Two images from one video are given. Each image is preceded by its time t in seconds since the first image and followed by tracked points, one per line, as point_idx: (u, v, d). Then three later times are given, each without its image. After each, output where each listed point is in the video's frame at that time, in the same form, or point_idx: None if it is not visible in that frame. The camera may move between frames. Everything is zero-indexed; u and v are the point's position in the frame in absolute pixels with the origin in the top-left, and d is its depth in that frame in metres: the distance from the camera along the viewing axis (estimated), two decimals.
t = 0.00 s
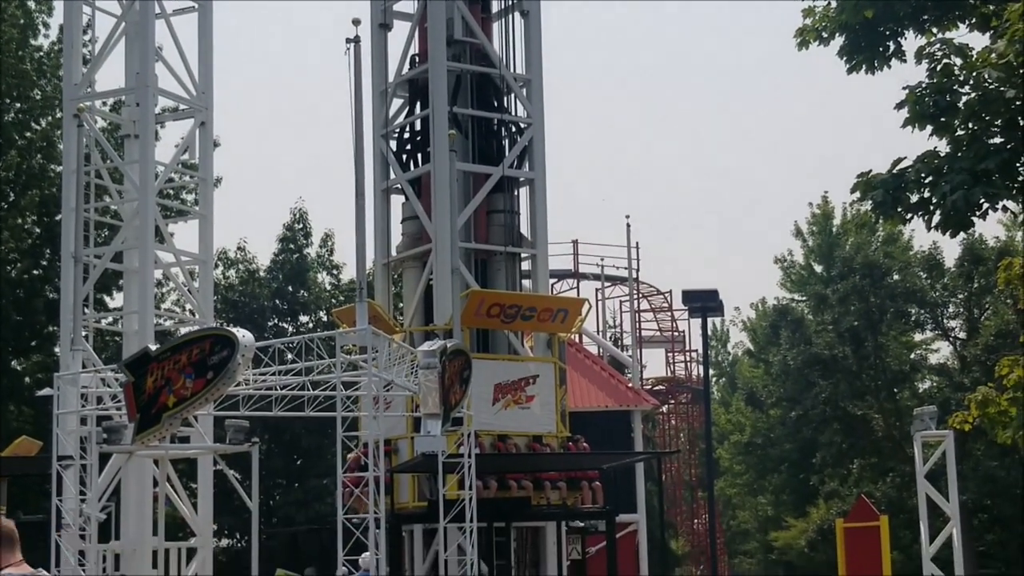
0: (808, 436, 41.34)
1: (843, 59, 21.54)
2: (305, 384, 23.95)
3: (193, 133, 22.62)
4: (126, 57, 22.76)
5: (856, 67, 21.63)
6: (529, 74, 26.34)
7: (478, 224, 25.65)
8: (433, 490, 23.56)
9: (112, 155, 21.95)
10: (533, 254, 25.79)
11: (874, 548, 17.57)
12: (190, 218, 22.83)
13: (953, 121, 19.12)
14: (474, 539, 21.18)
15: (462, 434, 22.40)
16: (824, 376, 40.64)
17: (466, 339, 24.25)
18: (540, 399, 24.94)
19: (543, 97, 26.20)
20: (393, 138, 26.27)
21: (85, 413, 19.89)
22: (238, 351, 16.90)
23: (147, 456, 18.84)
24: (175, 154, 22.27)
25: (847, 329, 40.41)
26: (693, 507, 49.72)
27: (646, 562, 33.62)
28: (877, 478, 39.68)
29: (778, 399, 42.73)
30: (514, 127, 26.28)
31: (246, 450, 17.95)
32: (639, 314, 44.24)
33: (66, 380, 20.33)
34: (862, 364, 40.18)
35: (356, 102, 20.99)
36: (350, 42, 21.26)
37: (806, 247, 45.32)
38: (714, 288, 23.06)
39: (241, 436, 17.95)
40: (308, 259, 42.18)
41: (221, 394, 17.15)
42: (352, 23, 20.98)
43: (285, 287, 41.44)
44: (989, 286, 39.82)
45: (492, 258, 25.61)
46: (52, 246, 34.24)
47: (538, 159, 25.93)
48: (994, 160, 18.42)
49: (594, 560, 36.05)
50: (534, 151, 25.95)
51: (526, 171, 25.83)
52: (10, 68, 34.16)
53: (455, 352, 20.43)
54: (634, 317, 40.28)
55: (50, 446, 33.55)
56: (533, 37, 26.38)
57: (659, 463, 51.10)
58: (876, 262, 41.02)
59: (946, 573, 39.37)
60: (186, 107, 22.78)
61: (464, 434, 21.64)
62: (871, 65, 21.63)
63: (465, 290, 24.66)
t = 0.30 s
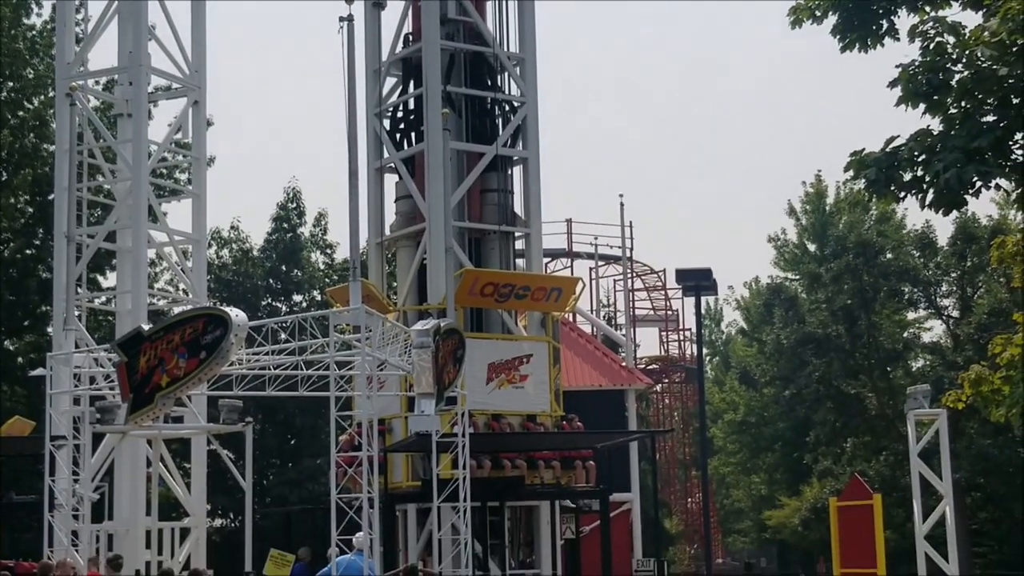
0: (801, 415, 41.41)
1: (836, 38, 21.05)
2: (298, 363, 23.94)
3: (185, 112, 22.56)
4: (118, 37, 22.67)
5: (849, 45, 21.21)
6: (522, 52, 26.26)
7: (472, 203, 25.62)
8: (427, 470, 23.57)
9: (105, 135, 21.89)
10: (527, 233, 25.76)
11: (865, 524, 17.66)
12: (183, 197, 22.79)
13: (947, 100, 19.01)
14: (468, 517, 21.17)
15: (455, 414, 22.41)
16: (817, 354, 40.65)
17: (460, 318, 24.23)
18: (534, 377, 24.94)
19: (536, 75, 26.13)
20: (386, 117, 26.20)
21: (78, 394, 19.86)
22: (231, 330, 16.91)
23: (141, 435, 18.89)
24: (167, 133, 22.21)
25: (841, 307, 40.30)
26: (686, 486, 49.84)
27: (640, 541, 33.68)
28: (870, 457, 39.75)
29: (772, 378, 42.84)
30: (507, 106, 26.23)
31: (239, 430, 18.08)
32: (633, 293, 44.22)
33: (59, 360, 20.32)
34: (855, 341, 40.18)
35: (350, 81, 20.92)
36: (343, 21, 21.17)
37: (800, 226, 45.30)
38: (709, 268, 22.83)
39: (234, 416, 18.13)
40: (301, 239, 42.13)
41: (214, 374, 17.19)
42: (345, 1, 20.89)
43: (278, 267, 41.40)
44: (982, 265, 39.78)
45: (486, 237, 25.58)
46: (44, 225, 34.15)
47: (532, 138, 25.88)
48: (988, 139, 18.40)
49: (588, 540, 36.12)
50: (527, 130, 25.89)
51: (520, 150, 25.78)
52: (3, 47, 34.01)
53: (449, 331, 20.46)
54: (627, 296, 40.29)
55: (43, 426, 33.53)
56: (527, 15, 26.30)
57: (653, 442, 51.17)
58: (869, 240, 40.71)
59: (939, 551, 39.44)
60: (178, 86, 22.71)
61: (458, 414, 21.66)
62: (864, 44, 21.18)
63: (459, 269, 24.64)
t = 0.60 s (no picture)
0: (791, 409, 41.49)
1: (824, 31, 20.94)
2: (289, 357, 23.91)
3: (175, 107, 22.51)
4: (108, 32, 22.64)
5: (838, 39, 21.01)
6: (512, 46, 26.24)
7: (462, 198, 25.62)
8: (418, 465, 23.56)
9: (94, 130, 21.82)
10: (517, 227, 25.76)
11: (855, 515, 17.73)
12: (172, 192, 22.75)
13: (936, 94, 19.05)
14: (459, 512, 21.23)
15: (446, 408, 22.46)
16: (808, 348, 41.05)
17: (450, 313, 24.22)
18: (524, 372, 24.94)
19: (526, 69, 26.10)
20: (376, 112, 26.16)
21: (68, 389, 19.82)
22: (221, 325, 16.92)
23: (132, 431, 18.88)
24: (157, 128, 22.17)
25: (830, 301, 40.61)
26: (677, 480, 49.94)
27: (631, 535, 33.71)
28: (860, 450, 39.81)
29: (763, 371, 43.00)
30: (497, 100, 26.23)
31: (229, 426, 18.08)
32: (623, 287, 44.25)
33: (50, 355, 20.27)
34: (845, 335, 40.55)
35: (339, 75, 20.89)
36: (334, 16, 21.15)
37: (790, 220, 45.35)
38: (699, 262, 22.70)
39: (224, 412, 18.10)
40: (292, 233, 42.10)
41: (204, 369, 17.16)
42: None
43: (268, 261, 41.35)
44: (971, 258, 39.79)
45: (476, 231, 25.58)
46: (34, 221, 34.06)
47: (522, 132, 25.86)
48: (976, 132, 18.42)
49: (579, 536, 36.11)
50: (517, 124, 25.88)
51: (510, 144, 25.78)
52: None
53: (439, 325, 20.45)
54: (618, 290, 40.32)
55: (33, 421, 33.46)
56: (517, 9, 26.29)
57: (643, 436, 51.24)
58: (860, 234, 40.91)
59: (930, 544, 39.54)
60: (168, 81, 22.66)
61: (449, 409, 21.65)
62: (853, 38, 21.01)
63: (450, 264, 24.62)
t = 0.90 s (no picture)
0: (785, 410, 41.52)
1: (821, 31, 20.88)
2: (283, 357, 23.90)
3: (170, 106, 22.50)
4: (104, 31, 22.63)
5: (834, 40, 20.97)
6: (508, 47, 26.25)
7: (457, 198, 25.62)
8: (413, 465, 23.55)
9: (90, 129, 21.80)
10: (512, 227, 25.76)
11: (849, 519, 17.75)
12: (167, 192, 22.73)
13: (931, 96, 19.06)
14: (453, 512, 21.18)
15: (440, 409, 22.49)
16: (802, 349, 41.01)
17: (445, 313, 24.21)
18: (519, 373, 24.96)
19: (521, 70, 26.11)
20: (371, 112, 26.15)
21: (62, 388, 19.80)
22: (215, 324, 16.90)
23: (126, 431, 18.86)
24: (152, 127, 22.15)
25: (825, 303, 40.42)
26: (671, 481, 49.95)
27: (624, 537, 33.70)
28: (854, 452, 39.81)
29: (757, 373, 43.03)
30: (493, 101, 26.23)
31: (223, 425, 18.05)
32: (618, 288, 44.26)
33: (44, 354, 20.25)
34: (840, 337, 40.52)
35: (335, 74, 20.88)
36: (330, 16, 21.15)
37: (785, 221, 45.40)
38: (694, 263, 22.67)
39: (218, 411, 18.09)
40: (286, 233, 42.08)
41: (198, 369, 17.14)
42: None
43: (263, 261, 41.31)
44: (966, 260, 39.86)
45: (471, 232, 25.58)
46: (28, 219, 34.01)
47: (517, 133, 25.86)
48: (971, 135, 18.43)
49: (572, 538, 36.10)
50: (513, 124, 25.88)
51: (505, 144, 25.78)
52: None
53: (434, 325, 20.41)
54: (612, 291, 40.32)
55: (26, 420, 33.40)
56: (513, 10, 26.30)
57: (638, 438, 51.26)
58: (855, 236, 40.79)
59: (923, 546, 39.57)
60: (163, 80, 22.64)
61: (443, 409, 21.64)
62: (849, 39, 20.97)
63: (444, 265, 24.61)
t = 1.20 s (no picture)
0: (784, 416, 41.52)
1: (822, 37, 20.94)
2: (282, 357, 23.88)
3: (172, 105, 22.49)
4: (107, 29, 22.63)
5: (835, 46, 21.08)
6: (510, 49, 26.23)
7: (457, 200, 25.60)
8: (411, 467, 23.50)
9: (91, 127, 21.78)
10: (512, 230, 25.73)
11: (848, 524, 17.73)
12: (168, 191, 22.73)
13: (933, 102, 19.08)
14: (450, 515, 21.15)
15: (438, 411, 22.49)
16: (802, 355, 40.95)
17: (444, 315, 24.19)
18: (518, 376, 24.92)
19: (523, 72, 26.09)
20: (373, 113, 26.14)
21: (61, 387, 19.76)
22: (215, 324, 16.89)
23: (124, 429, 18.80)
24: (154, 126, 22.14)
25: (825, 309, 40.50)
26: (668, 486, 49.92)
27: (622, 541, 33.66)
28: (853, 459, 39.79)
29: (756, 379, 42.98)
30: (494, 103, 26.21)
31: (222, 426, 18.02)
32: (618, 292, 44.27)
33: (43, 352, 20.23)
34: (840, 343, 40.45)
35: (336, 74, 20.88)
36: (332, 16, 21.15)
37: (786, 227, 45.41)
38: (693, 267, 22.66)
39: (217, 411, 18.06)
40: (286, 233, 42.07)
41: (198, 368, 17.12)
42: None
43: (263, 261, 41.28)
44: (966, 268, 39.85)
45: (471, 234, 25.54)
46: (29, 217, 33.98)
47: (518, 135, 25.85)
48: (972, 142, 18.40)
49: (570, 542, 36.02)
50: (514, 127, 25.87)
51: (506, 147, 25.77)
52: None
53: (433, 327, 20.36)
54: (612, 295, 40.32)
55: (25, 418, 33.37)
56: (515, 12, 26.29)
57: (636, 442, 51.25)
58: (855, 242, 40.77)
59: (922, 553, 39.57)
60: (166, 79, 22.63)
61: (442, 411, 21.60)
62: (850, 45, 20.99)
63: (444, 266, 24.59)
